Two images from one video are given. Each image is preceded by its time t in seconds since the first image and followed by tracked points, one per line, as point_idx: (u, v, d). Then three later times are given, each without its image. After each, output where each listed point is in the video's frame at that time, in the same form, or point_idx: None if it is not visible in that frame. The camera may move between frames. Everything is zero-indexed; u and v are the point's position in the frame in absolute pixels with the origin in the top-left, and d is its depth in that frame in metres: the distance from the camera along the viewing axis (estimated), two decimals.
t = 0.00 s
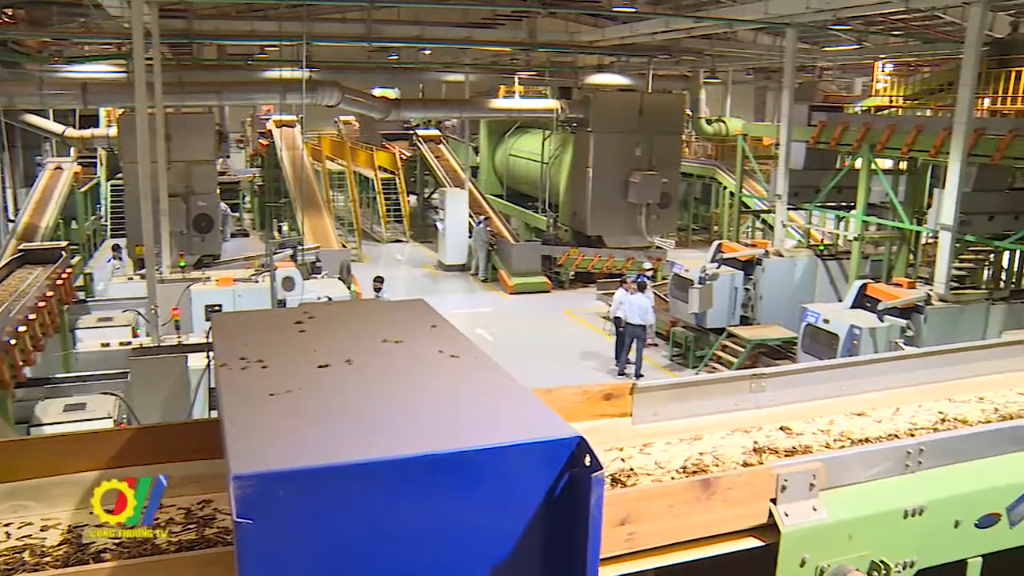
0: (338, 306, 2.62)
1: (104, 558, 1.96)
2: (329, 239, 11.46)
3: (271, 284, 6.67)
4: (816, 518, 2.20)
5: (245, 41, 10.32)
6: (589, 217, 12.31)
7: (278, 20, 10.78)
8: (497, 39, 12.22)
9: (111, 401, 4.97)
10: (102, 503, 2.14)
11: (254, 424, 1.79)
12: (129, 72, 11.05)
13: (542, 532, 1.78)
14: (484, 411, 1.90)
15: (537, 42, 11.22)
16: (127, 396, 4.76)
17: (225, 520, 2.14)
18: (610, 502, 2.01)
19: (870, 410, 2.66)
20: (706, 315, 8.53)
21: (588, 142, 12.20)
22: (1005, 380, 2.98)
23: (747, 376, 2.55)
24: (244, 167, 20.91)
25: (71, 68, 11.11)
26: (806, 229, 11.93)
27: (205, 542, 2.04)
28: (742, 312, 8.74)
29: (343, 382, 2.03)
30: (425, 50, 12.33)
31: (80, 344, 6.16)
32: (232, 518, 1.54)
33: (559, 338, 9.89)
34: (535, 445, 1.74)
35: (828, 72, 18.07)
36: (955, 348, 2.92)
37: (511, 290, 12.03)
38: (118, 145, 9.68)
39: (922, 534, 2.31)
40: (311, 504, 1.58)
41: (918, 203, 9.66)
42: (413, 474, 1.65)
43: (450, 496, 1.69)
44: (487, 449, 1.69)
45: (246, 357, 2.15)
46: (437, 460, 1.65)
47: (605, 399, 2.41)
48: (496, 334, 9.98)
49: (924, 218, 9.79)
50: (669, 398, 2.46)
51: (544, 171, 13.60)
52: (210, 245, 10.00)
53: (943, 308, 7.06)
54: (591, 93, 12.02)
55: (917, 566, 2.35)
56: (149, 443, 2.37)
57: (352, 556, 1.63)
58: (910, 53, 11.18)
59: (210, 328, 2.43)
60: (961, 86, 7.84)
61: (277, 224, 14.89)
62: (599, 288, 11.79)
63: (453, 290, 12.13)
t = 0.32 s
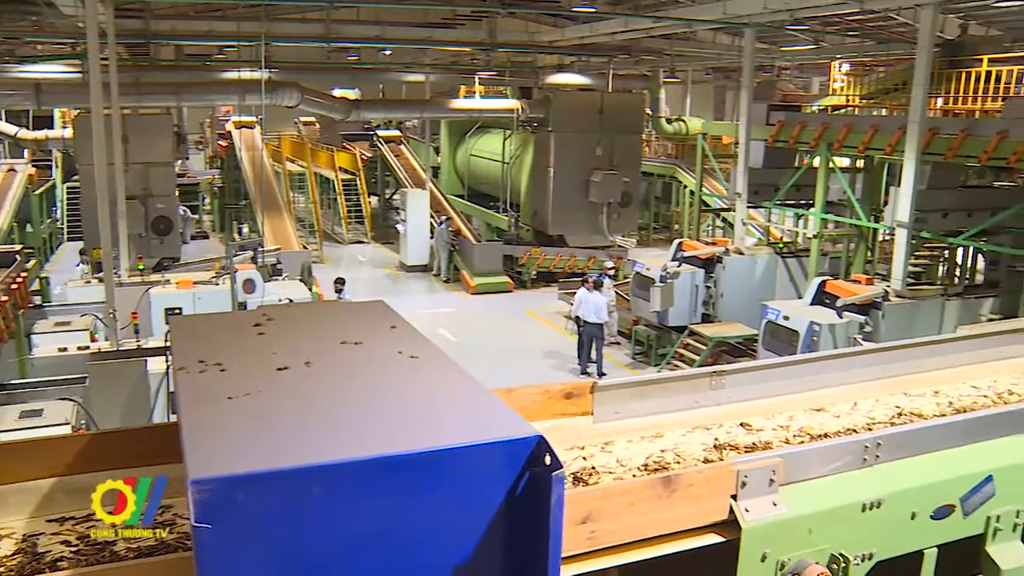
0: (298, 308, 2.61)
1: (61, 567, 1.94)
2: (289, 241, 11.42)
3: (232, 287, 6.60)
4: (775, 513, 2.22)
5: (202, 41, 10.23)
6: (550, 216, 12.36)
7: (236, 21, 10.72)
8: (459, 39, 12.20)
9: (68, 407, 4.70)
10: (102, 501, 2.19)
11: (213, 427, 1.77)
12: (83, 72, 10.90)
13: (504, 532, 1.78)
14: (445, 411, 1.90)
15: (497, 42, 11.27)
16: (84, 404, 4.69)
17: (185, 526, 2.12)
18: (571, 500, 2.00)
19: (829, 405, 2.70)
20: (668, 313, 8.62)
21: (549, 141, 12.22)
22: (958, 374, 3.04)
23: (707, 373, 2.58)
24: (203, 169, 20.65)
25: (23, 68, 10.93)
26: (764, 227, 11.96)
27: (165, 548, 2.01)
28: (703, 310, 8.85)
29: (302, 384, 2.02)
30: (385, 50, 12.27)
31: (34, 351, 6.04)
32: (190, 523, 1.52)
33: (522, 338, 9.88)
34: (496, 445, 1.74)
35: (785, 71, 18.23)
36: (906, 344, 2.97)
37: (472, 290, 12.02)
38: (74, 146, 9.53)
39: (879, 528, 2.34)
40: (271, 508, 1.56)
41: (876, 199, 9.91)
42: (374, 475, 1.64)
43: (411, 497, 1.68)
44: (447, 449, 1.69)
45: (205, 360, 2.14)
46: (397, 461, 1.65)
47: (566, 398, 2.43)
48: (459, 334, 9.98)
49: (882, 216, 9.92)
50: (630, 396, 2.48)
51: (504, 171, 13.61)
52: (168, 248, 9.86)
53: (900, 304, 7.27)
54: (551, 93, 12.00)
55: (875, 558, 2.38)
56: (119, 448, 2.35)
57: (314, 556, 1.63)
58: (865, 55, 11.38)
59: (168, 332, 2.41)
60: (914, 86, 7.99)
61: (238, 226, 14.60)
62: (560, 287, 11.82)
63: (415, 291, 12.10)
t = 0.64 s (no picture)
0: (262, 310, 2.60)
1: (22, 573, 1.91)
2: (254, 242, 11.38)
3: (195, 290, 6.49)
4: (740, 509, 2.23)
5: (163, 41, 10.11)
6: (516, 215, 12.36)
7: (196, 21, 10.64)
8: (425, 40, 12.19)
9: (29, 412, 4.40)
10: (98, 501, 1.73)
11: (173, 431, 1.73)
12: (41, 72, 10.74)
13: (472, 533, 1.76)
14: (410, 412, 1.88)
15: (461, 42, 11.28)
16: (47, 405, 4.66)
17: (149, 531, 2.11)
18: (537, 500, 2.00)
19: (793, 402, 2.74)
20: (634, 311, 8.71)
21: (514, 141, 12.23)
22: (918, 369, 3.10)
23: (672, 371, 2.60)
24: (165, 170, 20.41)
25: None
26: (728, 225, 12.01)
27: (130, 552, 1.99)
28: (669, 308, 8.93)
29: (265, 387, 2.00)
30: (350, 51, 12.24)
31: None
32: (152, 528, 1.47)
33: (489, 338, 9.88)
34: (462, 445, 1.73)
35: (748, 70, 18.38)
36: (868, 340, 3.02)
37: (438, 291, 12.03)
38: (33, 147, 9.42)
39: (843, 522, 2.37)
40: (231, 511, 1.52)
41: (838, 198, 9.83)
42: (339, 477, 1.61)
43: (377, 499, 1.65)
44: (413, 450, 1.67)
45: (167, 364, 2.12)
46: (361, 461, 1.62)
47: (531, 398, 2.45)
48: (427, 334, 9.96)
49: (844, 213, 10.01)
50: (595, 396, 2.49)
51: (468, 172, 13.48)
52: (133, 250, 9.82)
53: (863, 299, 7.23)
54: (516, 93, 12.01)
55: (839, 552, 2.40)
56: (103, 451, 2.34)
57: (278, 559, 1.59)
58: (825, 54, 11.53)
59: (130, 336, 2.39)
60: (875, 86, 8.16)
61: (201, 227, 14.41)
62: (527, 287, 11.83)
63: (381, 292, 12.06)
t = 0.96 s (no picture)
0: (230, 312, 2.59)
1: None
2: (223, 244, 11.32)
3: (164, 293, 6.46)
4: (710, 506, 2.25)
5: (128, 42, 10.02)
6: (487, 216, 12.35)
7: (161, 21, 10.57)
8: (395, 40, 12.16)
9: None
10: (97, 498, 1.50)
11: (143, 434, 1.72)
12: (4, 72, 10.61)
13: (441, 532, 1.76)
14: (378, 412, 1.88)
15: (430, 42, 11.27)
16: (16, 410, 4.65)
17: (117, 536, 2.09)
18: (508, 499, 1.99)
19: (762, 399, 2.76)
20: (605, 311, 8.73)
21: (484, 141, 12.23)
22: (885, 365, 3.14)
23: (642, 369, 2.62)
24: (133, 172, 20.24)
25: None
26: (698, 224, 12.09)
27: (97, 559, 1.97)
28: (640, 307, 8.98)
29: (233, 389, 2.00)
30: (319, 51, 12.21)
31: None
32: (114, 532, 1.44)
33: (461, 339, 9.89)
34: (431, 446, 1.72)
35: (717, 70, 18.48)
36: (834, 337, 3.05)
37: (410, 291, 12.04)
38: None
39: (813, 518, 2.39)
40: (205, 512, 1.51)
41: (806, 197, 9.91)
42: (308, 479, 1.59)
43: (345, 500, 1.64)
44: (382, 452, 1.66)
45: (135, 366, 2.11)
46: (326, 464, 1.60)
47: (501, 398, 2.46)
48: (398, 335, 9.97)
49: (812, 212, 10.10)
50: (564, 395, 2.51)
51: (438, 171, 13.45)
52: (99, 252, 9.98)
53: (831, 298, 7.30)
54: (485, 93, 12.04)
55: (809, 547, 2.42)
56: (71, 456, 2.29)
57: (249, 561, 1.57)
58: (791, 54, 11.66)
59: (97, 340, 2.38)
60: (842, 86, 8.24)
61: (171, 229, 14.29)
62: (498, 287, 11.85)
63: (351, 293, 12.04)
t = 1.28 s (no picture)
0: (200, 314, 2.58)
1: None
2: (195, 246, 11.25)
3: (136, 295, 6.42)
4: (685, 504, 2.26)
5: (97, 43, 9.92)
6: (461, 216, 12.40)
7: (132, 21, 10.47)
8: (369, 40, 12.10)
9: None
10: (98, 499, 1.43)
11: (120, 436, 1.71)
12: None
13: (416, 532, 1.76)
14: (350, 413, 1.88)
15: (403, 42, 11.25)
16: None
17: (87, 541, 2.06)
18: (482, 499, 1.99)
19: (735, 397, 2.79)
20: (579, 310, 8.79)
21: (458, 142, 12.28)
22: (856, 363, 3.18)
23: (616, 368, 2.65)
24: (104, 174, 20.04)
25: None
26: (672, 223, 12.11)
27: (67, 565, 1.95)
28: (614, 306, 9.04)
29: (207, 390, 1.99)
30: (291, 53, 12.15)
31: None
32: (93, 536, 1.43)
33: (435, 339, 9.92)
34: (404, 447, 1.71)
35: (691, 69, 18.52)
36: (806, 335, 3.09)
37: (383, 291, 12.04)
38: None
39: (787, 513, 2.40)
40: (191, 514, 1.50)
41: (778, 196, 9.93)
42: (285, 481, 1.59)
43: (320, 501, 1.63)
44: (357, 453, 1.65)
45: (106, 369, 2.10)
46: (304, 465, 1.59)
47: (476, 398, 2.47)
48: (373, 335, 9.99)
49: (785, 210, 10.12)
50: (540, 394, 2.52)
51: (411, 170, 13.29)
52: (70, 254, 10.07)
53: (804, 296, 7.35)
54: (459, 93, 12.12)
55: (783, 544, 2.43)
56: (40, 460, 2.28)
57: (230, 562, 1.56)
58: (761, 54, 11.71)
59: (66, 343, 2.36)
60: (814, 87, 8.32)
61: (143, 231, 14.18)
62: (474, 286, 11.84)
63: (326, 294, 12.03)
